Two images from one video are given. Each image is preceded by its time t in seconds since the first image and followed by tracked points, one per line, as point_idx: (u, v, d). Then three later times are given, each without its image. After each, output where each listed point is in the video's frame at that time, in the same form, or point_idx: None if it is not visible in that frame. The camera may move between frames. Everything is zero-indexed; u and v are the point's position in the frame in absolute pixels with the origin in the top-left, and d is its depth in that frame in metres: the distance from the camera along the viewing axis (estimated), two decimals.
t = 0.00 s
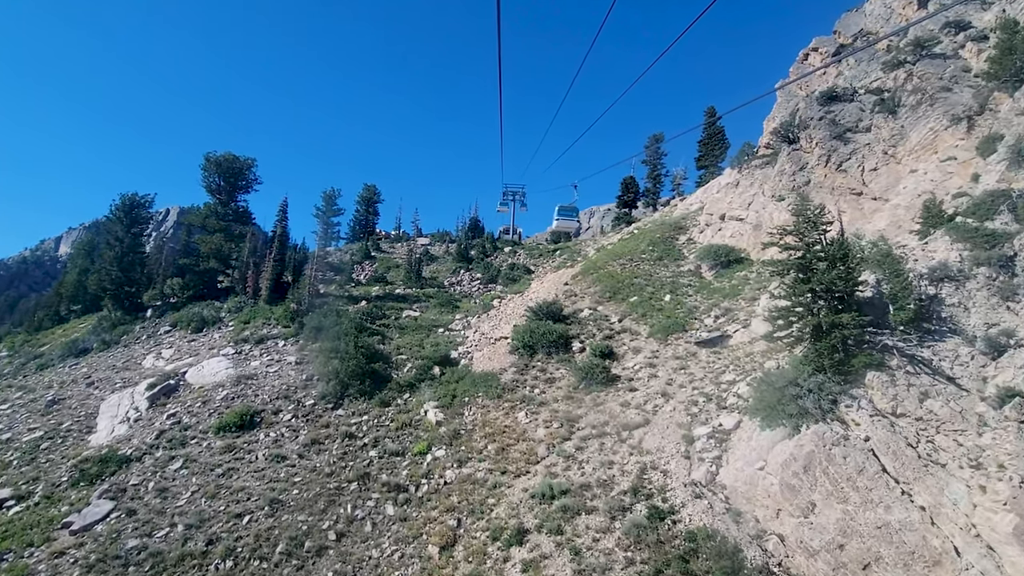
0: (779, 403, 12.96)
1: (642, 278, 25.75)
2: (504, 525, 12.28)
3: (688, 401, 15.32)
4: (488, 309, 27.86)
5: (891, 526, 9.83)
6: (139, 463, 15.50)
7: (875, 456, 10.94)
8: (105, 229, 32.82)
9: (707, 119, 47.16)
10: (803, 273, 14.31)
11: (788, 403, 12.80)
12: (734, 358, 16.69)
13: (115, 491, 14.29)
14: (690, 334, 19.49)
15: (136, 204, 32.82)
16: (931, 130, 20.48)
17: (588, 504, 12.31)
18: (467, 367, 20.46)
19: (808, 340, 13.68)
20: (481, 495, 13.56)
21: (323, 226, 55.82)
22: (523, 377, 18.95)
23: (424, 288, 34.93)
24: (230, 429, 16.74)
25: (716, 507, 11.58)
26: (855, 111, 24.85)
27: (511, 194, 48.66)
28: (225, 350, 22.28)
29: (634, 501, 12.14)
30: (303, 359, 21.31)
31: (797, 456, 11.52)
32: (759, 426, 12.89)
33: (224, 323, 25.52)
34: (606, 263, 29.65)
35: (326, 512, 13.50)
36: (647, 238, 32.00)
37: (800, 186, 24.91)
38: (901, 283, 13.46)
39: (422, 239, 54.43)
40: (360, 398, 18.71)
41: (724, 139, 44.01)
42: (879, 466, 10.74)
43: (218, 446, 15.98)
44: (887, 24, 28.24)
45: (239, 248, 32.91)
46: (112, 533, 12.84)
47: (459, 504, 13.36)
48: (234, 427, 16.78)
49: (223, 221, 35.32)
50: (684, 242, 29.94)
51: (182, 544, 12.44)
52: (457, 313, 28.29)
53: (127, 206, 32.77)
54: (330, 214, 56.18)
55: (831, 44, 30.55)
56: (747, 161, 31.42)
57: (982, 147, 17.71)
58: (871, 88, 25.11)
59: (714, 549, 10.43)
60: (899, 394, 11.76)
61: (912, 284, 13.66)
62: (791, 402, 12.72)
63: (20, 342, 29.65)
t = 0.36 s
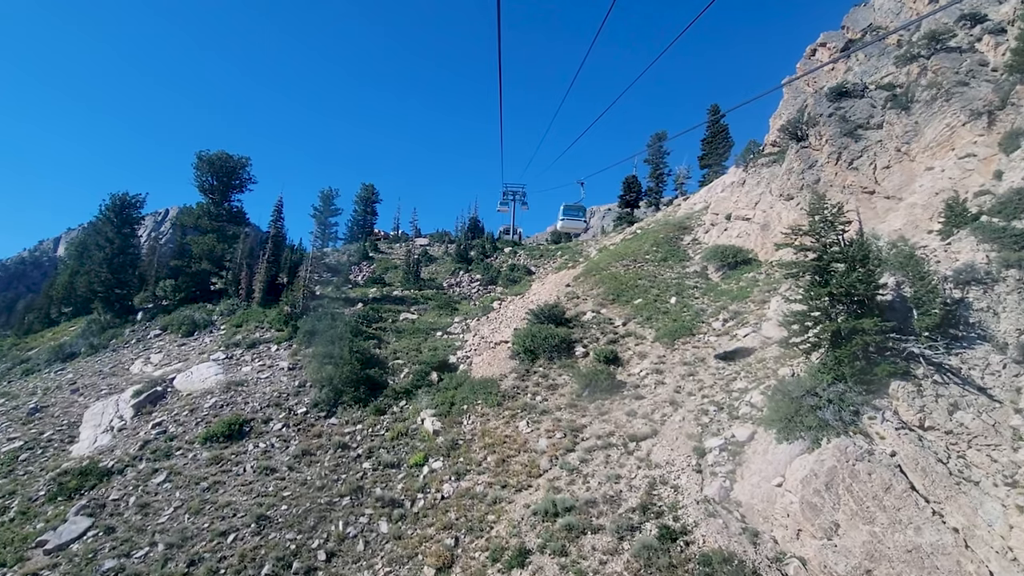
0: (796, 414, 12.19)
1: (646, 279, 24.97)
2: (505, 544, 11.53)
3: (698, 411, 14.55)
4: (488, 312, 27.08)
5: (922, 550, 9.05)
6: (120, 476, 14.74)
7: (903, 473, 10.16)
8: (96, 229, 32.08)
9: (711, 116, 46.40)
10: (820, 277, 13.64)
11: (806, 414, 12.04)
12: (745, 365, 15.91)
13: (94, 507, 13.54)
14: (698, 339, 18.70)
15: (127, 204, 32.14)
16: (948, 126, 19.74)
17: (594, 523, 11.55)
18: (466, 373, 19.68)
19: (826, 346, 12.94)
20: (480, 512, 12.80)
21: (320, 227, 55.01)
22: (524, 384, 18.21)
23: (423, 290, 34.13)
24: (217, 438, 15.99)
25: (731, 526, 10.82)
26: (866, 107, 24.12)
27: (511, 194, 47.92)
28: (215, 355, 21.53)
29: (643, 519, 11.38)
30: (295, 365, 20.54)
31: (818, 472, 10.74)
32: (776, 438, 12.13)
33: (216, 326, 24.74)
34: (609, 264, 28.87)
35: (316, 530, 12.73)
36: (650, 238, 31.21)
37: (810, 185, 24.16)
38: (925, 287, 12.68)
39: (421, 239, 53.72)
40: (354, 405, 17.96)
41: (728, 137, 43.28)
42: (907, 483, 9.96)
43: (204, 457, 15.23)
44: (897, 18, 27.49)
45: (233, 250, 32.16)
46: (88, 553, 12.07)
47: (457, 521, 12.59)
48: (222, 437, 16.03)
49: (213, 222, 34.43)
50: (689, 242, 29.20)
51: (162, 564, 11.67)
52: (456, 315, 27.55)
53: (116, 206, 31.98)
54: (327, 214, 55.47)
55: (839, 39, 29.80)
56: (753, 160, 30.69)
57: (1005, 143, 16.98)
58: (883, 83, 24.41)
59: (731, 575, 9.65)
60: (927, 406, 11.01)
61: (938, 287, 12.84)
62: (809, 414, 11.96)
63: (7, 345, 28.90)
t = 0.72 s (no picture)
0: (814, 427, 11.51)
1: (650, 281, 24.28)
2: (505, 565, 10.81)
3: (708, 421, 13.85)
4: (488, 315, 26.36)
5: None
6: (101, 490, 14.06)
7: (931, 491, 9.44)
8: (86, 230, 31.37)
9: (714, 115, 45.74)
10: (837, 281, 12.98)
11: (826, 427, 11.34)
12: (755, 373, 15.22)
13: (72, 523, 12.84)
14: (706, 344, 18.02)
15: (119, 204, 31.45)
16: (964, 123, 19.08)
17: (600, 542, 10.83)
18: (465, 379, 18.98)
19: (845, 354, 12.25)
20: (478, 528, 12.09)
21: (318, 228, 54.27)
22: (525, 391, 17.51)
23: (421, 292, 33.41)
24: (204, 448, 15.33)
25: (746, 548, 10.13)
26: (876, 105, 23.46)
27: (512, 194, 47.24)
28: (206, 360, 20.83)
29: (653, 539, 10.68)
30: (289, 370, 19.86)
31: (840, 489, 10.03)
32: (793, 452, 11.43)
33: (208, 330, 24.06)
34: (611, 265, 28.17)
35: (305, 548, 12.01)
36: (653, 239, 30.48)
37: (819, 184, 23.48)
38: (951, 291, 11.95)
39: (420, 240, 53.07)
40: (349, 413, 17.27)
41: (732, 136, 42.64)
42: (936, 502, 9.23)
43: (190, 469, 14.55)
44: (907, 14, 26.83)
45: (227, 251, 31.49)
46: (62, 574, 11.36)
47: (454, 539, 11.86)
48: (210, 448, 15.34)
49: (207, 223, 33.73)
50: (693, 243, 28.51)
51: None
52: (455, 318, 26.87)
53: (107, 206, 31.30)
54: (325, 214, 54.79)
55: (847, 35, 29.12)
56: (759, 158, 30.01)
57: None
58: (893, 80, 23.78)
59: None
60: (955, 418, 10.28)
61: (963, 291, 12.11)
62: (828, 426, 11.27)
63: None
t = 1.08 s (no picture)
0: (835, 442, 10.72)
1: (654, 284, 23.53)
2: None
3: (719, 433, 13.09)
4: (487, 319, 25.59)
5: None
6: (77, 506, 13.31)
7: (966, 514, 8.72)
8: (75, 231, 30.59)
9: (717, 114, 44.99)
10: (857, 286, 12.22)
11: (848, 442, 10.55)
12: (768, 381, 14.48)
13: (43, 544, 12.07)
14: (713, 350, 17.27)
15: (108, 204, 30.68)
16: (982, 121, 18.35)
17: (607, 567, 10.06)
18: (463, 387, 18.20)
19: (866, 364, 11.47)
20: (476, 550, 11.32)
21: (315, 228, 53.55)
22: (526, 399, 16.75)
23: (419, 295, 32.63)
24: (188, 461, 14.57)
25: None
26: (888, 102, 22.75)
27: (511, 194, 46.50)
28: (194, 366, 20.06)
29: (663, 564, 9.91)
30: (279, 378, 19.08)
31: (867, 512, 9.24)
32: (813, 469, 10.65)
33: (198, 334, 23.30)
34: (614, 267, 27.42)
35: (290, 571, 11.21)
36: (657, 240, 29.73)
37: (828, 184, 22.76)
38: (980, 296, 11.18)
39: (418, 241, 52.31)
40: (341, 423, 16.51)
41: (736, 135, 41.92)
42: (972, 528, 8.51)
43: (172, 484, 13.79)
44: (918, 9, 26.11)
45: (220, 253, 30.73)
46: None
47: (450, 562, 11.09)
48: (194, 461, 14.58)
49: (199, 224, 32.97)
50: (698, 245, 27.76)
51: None
52: (453, 322, 26.10)
53: (97, 207, 30.52)
54: (323, 215, 54.01)
55: (856, 31, 28.41)
56: (765, 158, 29.27)
57: None
58: (905, 77, 23.08)
59: None
60: (990, 435, 9.58)
61: (993, 297, 11.34)
62: (851, 442, 10.49)
63: None
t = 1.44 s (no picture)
0: (860, 460, 9.96)
1: (659, 287, 22.75)
2: None
3: (731, 446, 12.34)
4: (486, 322, 24.79)
5: None
6: (51, 524, 12.56)
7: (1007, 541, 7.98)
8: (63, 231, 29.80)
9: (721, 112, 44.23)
10: (879, 291, 11.49)
11: (874, 459, 9.80)
12: (781, 391, 13.75)
13: (12, 565, 11.31)
14: (723, 356, 16.52)
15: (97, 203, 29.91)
16: (1001, 117, 17.62)
17: None
18: (461, 395, 17.42)
19: (891, 374, 10.73)
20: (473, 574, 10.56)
21: (312, 228, 52.78)
22: (527, 408, 16.00)
23: (417, 297, 31.82)
24: (170, 475, 13.81)
25: None
26: (901, 98, 22.01)
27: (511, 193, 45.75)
28: (181, 372, 19.30)
29: None
30: (270, 384, 18.30)
31: (898, 537, 8.50)
32: (836, 488, 9.89)
33: (187, 338, 22.53)
34: (616, 269, 26.62)
35: None
36: (661, 241, 28.94)
37: (839, 183, 22.02)
38: (1012, 302, 10.44)
39: (417, 241, 51.58)
40: (333, 433, 15.75)
41: (740, 134, 41.17)
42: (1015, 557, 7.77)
43: (153, 499, 13.03)
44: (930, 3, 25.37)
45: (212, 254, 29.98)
46: None
47: None
48: (176, 474, 13.82)
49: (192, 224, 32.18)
50: (703, 246, 26.99)
51: None
52: (451, 325, 25.33)
53: (86, 207, 29.75)
54: (320, 215, 53.26)
55: (865, 25, 27.66)
56: (772, 156, 28.51)
57: None
58: (919, 72, 22.35)
59: None
60: None
61: None
62: (877, 460, 9.73)
63: None
